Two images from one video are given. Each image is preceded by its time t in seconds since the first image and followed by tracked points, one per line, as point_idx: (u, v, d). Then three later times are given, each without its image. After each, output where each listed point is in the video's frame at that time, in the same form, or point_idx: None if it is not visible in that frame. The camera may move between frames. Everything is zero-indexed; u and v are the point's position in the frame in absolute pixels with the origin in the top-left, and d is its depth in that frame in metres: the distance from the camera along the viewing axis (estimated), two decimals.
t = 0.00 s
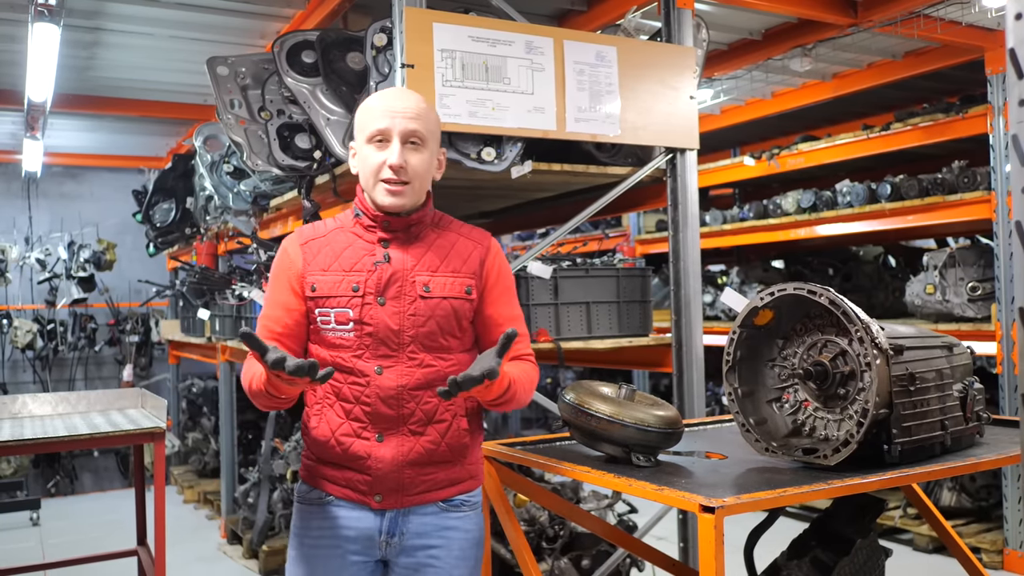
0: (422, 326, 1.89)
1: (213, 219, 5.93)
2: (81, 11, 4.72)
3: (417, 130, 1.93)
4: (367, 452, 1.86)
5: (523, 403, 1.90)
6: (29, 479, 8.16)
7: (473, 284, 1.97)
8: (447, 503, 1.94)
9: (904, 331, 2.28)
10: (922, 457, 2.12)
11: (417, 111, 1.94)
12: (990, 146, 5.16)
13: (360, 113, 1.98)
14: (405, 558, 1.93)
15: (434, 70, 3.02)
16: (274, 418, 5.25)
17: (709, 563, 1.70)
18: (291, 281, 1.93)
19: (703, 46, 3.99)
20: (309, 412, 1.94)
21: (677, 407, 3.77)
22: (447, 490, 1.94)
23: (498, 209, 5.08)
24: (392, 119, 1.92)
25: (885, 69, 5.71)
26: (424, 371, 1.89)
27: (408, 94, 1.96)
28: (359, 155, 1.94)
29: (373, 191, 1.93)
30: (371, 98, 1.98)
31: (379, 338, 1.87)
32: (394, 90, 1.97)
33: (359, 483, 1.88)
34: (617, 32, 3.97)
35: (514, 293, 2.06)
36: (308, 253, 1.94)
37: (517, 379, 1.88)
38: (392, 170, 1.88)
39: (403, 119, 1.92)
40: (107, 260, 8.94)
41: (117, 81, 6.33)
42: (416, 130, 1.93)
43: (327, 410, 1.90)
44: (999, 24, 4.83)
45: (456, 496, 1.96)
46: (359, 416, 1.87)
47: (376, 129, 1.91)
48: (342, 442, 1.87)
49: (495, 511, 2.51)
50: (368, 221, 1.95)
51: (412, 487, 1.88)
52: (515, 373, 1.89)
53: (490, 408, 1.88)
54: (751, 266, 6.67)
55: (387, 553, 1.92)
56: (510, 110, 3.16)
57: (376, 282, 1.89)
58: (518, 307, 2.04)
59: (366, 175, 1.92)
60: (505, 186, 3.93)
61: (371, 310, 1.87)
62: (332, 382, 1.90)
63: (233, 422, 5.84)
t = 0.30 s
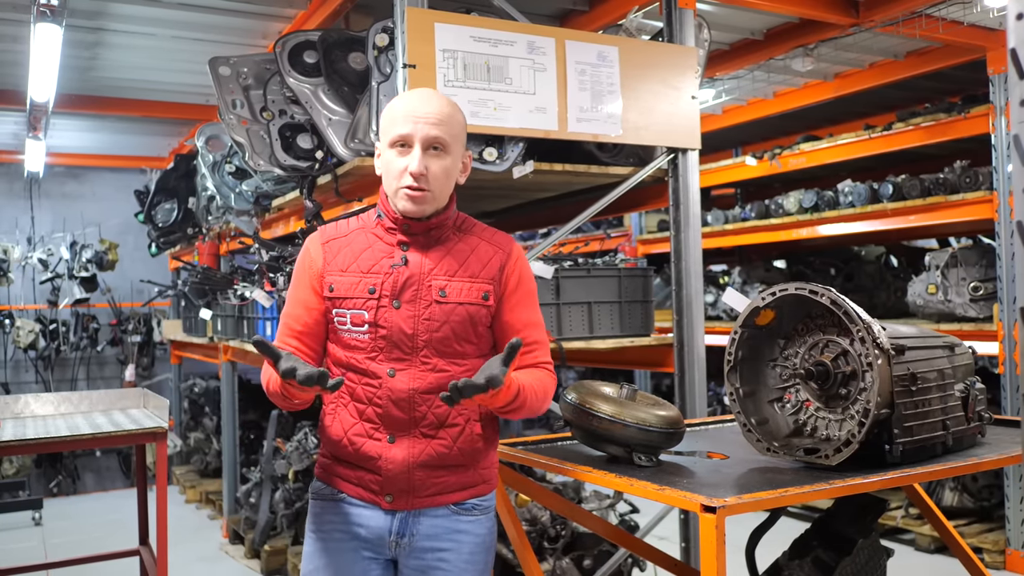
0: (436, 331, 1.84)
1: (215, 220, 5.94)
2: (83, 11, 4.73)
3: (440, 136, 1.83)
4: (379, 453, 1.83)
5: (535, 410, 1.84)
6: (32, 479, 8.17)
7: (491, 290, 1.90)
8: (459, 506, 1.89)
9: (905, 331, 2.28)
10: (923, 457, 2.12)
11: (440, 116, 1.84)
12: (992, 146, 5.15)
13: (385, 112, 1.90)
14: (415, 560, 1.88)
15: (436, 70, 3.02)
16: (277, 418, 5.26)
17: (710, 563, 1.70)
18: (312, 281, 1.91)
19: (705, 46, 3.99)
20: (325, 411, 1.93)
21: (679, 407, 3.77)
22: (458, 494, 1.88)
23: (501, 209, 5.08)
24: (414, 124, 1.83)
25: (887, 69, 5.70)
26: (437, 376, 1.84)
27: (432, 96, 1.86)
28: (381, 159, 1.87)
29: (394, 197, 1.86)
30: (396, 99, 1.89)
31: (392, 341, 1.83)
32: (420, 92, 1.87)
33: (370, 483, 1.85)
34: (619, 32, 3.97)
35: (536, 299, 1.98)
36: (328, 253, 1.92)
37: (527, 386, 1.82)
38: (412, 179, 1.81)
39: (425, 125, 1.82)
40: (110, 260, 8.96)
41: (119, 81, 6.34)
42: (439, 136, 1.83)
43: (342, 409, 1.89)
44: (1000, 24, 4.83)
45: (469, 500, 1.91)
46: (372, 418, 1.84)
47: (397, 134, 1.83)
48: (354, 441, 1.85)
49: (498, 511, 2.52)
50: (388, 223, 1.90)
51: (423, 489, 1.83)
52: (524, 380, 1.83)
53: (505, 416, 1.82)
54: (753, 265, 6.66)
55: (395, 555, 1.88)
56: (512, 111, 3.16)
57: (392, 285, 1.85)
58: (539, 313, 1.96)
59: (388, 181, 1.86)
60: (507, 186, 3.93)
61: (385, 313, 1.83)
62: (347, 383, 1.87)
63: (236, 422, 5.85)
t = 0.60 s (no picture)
0: (442, 333, 1.84)
1: (217, 220, 5.94)
2: (84, 12, 4.74)
3: (442, 137, 1.83)
4: (386, 454, 1.83)
5: (528, 422, 1.83)
6: (33, 478, 8.18)
7: (496, 291, 1.90)
8: (465, 506, 1.89)
9: (906, 331, 2.28)
10: (924, 457, 2.12)
11: (443, 116, 1.83)
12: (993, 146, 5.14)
13: (387, 112, 1.89)
14: (419, 560, 1.88)
15: (437, 70, 3.03)
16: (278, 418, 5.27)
17: (711, 563, 1.70)
18: (314, 282, 1.90)
19: (706, 46, 3.99)
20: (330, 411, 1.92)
21: (679, 406, 3.77)
22: (465, 494, 1.89)
23: (501, 209, 5.08)
24: (416, 125, 1.82)
25: (888, 69, 5.70)
26: (443, 377, 1.85)
27: (435, 96, 1.85)
28: (384, 159, 1.87)
29: (396, 199, 1.85)
30: (399, 98, 1.88)
31: (398, 343, 1.83)
32: (422, 91, 1.86)
33: (377, 483, 1.85)
34: (619, 33, 3.97)
35: (539, 299, 1.98)
36: (331, 254, 1.92)
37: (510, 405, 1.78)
38: (414, 181, 1.80)
39: (427, 126, 1.81)
40: (111, 260, 8.96)
41: (120, 81, 6.35)
42: (442, 137, 1.83)
43: (347, 411, 1.88)
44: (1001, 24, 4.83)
45: (475, 500, 1.92)
46: (377, 419, 1.84)
47: (399, 135, 1.82)
48: (360, 443, 1.85)
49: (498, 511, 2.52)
50: (392, 224, 1.90)
51: (430, 490, 1.84)
52: (510, 402, 1.80)
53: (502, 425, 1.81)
54: (754, 265, 6.66)
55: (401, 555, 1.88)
56: (513, 111, 3.17)
57: (397, 288, 1.84)
58: (543, 315, 1.97)
59: (390, 181, 1.85)
60: (508, 186, 3.94)
61: (391, 315, 1.83)
62: (353, 384, 1.88)
63: (237, 422, 5.85)
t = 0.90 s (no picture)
0: (440, 331, 1.85)
1: (217, 220, 5.95)
2: (85, 13, 4.75)
3: (428, 132, 1.84)
4: (388, 458, 1.81)
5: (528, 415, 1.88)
6: (33, 478, 8.19)
7: (488, 288, 1.94)
8: (466, 507, 1.92)
9: (903, 332, 2.28)
10: (922, 458, 2.13)
11: (427, 113, 1.85)
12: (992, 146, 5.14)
13: (368, 110, 1.89)
14: (419, 563, 1.88)
15: (436, 72, 3.03)
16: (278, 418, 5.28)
17: (708, 564, 1.70)
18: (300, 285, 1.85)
19: (705, 47, 4.00)
20: (319, 419, 1.86)
21: (678, 407, 3.78)
22: (466, 494, 1.91)
23: (501, 210, 5.09)
24: (401, 121, 1.83)
25: (888, 70, 5.70)
26: (443, 375, 1.86)
27: (418, 93, 1.86)
28: (368, 158, 1.87)
29: (383, 197, 1.85)
30: (381, 96, 1.89)
31: (397, 343, 1.82)
32: (404, 88, 1.87)
33: (378, 490, 1.82)
34: (618, 34, 3.97)
35: (523, 294, 2.04)
36: (316, 256, 1.87)
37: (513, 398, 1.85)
38: (403, 177, 1.81)
39: (413, 122, 1.83)
40: (111, 260, 8.97)
41: (121, 82, 6.35)
42: (427, 132, 1.84)
43: (342, 417, 1.83)
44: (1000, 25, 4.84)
45: (473, 500, 1.95)
46: (377, 422, 1.81)
47: (385, 132, 1.83)
48: (360, 448, 1.80)
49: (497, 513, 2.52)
50: (379, 224, 1.89)
51: (434, 492, 1.84)
52: (511, 395, 1.85)
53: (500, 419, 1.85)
54: (754, 265, 6.67)
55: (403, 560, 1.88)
56: (512, 112, 3.17)
57: (393, 287, 1.84)
58: (528, 311, 2.02)
59: (376, 179, 1.85)
60: (508, 187, 3.94)
61: (389, 315, 1.82)
62: (346, 388, 1.83)
63: (237, 423, 5.86)
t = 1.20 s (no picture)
0: (417, 327, 1.85)
1: (214, 221, 5.95)
2: (83, 14, 4.75)
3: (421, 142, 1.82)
4: (378, 461, 1.79)
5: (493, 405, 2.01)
6: (32, 479, 8.19)
7: (452, 282, 1.97)
8: (446, 503, 1.98)
9: (898, 332, 2.29)
10: (915, 457, 2.14)
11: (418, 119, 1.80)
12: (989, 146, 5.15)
13: (353, 113, 1.76)
14: (408, 565, 1.93)
15: (433, 73, 3.04)
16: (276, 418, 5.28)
17: (702, 563, 1.71)
18: (259, 289, 1.73)
19: (702, 48, 4.01)
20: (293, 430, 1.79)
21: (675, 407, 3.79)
22: (446, 490, 1.97)
23: (499, 210, 5.10)
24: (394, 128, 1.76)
25: (884, 70, 5.71)
26: (422, 372, 1.86)
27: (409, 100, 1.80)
28: (359, 165, 1.76)
29: (370, 205, 1.79)
30: (361, 93, 1.77)
31: (379, 342, 1.79)
32: (386, 89, 1.79)
33: (366, 495, 1.81)
34: (615, 34, 3.98)
35: (470, 284, 2.09)
36: (276, 258, 1.77)
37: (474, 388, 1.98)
38: (406, 191, 1.78)
39: (415, 133, 1.78)
40: (110, 261, 8.98)
41: (119, 82, 6.36)
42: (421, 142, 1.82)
43: (322, 423, 1.77)
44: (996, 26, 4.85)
45: (453, 496, 2.01)
46: (362, 426, 1.79)
47: (380, 139, 1.74)
48: (347, 454, 1.76)
49: (493, 512, 2.52)
50: (341, 223, 1.83)
51: (421, 490, 1.88)
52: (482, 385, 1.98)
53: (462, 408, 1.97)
54: (751, 265, 6.68)
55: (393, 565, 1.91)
56: (509, 113, 3.18)
57: (367, 285, 1.80)
58: (476, 305, 2.09)
59: (368, 189, 1.76)
60: (505, 188, 3.96)
61: (369, 314, 1.79)
62: (324, 393, 1.78)
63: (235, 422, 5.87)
